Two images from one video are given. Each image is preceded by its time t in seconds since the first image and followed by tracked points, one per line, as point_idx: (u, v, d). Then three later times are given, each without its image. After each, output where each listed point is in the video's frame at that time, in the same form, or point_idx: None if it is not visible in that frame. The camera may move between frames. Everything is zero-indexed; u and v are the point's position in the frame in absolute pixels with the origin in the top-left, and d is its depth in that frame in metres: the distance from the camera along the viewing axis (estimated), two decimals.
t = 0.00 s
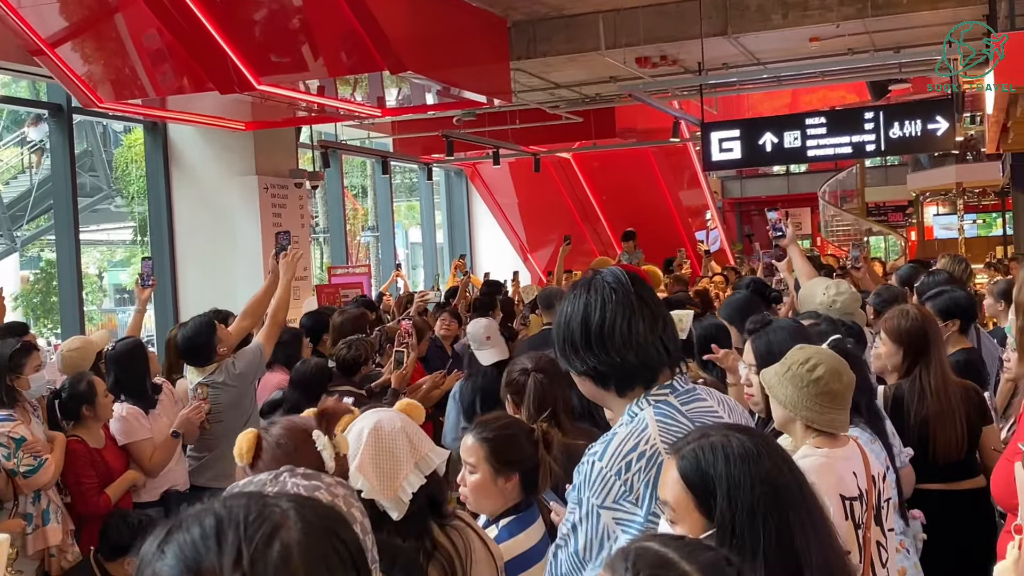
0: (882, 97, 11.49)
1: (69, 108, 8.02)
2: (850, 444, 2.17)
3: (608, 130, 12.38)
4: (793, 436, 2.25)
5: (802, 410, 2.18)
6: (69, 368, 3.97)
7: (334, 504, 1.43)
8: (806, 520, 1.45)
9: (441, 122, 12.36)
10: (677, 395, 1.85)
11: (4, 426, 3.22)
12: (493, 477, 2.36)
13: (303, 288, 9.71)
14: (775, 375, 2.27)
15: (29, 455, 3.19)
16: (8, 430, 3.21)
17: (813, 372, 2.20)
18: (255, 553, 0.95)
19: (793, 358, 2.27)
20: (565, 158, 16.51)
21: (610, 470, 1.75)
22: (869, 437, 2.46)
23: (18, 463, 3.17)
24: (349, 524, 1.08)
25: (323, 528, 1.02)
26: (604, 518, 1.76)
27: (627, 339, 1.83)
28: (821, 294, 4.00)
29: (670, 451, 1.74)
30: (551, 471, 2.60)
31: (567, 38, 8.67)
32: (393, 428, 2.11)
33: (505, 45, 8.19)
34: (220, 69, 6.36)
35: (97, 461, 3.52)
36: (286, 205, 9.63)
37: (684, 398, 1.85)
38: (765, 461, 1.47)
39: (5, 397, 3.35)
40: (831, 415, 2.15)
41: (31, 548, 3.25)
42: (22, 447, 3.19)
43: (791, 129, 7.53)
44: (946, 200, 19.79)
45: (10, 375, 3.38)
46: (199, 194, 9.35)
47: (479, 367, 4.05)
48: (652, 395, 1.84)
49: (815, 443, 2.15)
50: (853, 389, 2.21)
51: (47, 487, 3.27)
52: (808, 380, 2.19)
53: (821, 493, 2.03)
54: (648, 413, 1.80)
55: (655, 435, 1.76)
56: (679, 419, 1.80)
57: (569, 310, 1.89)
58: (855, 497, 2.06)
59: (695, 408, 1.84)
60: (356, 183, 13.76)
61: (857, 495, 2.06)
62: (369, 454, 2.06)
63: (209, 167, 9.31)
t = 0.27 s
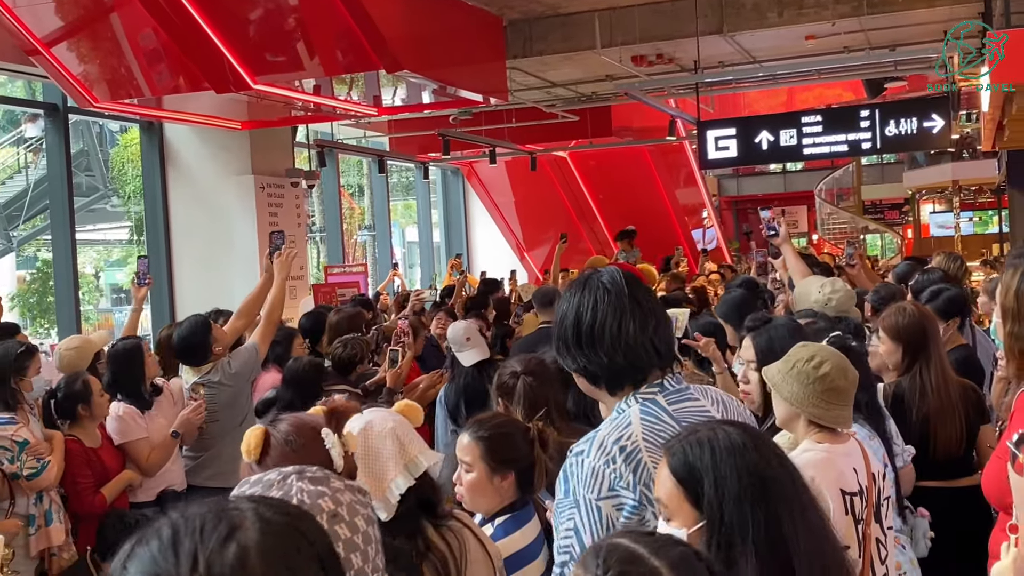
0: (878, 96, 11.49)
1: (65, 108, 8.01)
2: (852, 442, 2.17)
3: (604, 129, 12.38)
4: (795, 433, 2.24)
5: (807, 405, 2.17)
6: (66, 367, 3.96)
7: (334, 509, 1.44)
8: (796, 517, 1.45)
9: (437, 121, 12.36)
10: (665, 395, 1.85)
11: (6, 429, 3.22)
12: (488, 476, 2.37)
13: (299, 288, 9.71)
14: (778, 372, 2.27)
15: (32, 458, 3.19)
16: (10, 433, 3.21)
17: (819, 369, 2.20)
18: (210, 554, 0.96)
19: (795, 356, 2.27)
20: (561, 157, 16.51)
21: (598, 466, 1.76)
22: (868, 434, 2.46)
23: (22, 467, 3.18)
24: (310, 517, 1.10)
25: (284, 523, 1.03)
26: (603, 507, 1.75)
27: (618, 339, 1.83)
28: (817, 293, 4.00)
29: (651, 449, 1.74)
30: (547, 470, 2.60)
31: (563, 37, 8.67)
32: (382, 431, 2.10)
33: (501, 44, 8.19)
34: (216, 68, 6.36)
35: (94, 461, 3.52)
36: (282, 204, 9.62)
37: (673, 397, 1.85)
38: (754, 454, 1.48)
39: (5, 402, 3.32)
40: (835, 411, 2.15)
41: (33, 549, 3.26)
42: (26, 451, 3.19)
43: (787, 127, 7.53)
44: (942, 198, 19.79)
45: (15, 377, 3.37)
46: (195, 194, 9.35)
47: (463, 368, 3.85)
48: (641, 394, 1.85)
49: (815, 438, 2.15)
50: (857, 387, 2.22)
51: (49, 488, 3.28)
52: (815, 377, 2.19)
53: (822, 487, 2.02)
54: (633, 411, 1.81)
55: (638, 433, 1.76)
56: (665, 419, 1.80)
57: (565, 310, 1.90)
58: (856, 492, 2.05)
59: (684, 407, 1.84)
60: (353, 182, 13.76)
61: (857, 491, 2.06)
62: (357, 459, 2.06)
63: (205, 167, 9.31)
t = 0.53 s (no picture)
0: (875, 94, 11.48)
1: (61, 108, 8.01)
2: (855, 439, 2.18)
3: (601, 128, 12.38)
4: (797, 431, 2.24)
5: (811, 403, 2.17)
6: (67, 368, 3.96)
7: (339, 513, 1.43)
8: (775, 503, 1.41)
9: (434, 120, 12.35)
10: (653, 392, 1.85)
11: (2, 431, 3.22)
12: (485, 475, 2.37)
13: (296, 287, 9.70)
14: (781, 370, 2.26)
15: (27, 460, 3.18)
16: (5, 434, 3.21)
17: (823, 367, 2.21)
18: (156, 559, 0.94)
19: (797, 354, 2.27)
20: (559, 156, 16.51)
21: (576, 458, 1.79)
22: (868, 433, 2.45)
23: (16, 468, 3.16)
24: (274, 516, 1.07)
25: (236, 523, 1.00)
26: (583, 491, 1.78)
27: (611, 342, 1.83)
28: (813, 291, 4.00)
29: (631, 446, 1.77)
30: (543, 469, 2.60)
31: (560, 36, 8.67)
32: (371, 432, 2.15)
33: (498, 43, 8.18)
34: (213, 68, 6.36)
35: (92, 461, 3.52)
36: (280, 204, 9.62)
37: (660, 394, 1.86)
38: (728, 445, 1.44)
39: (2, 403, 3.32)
40: (840, 409, 2.16)
41: (28, 550, 3.28)
42: (20, 452, 3.18)
43: (784, 126, 7.53)
44: (939, 196, 19.80)
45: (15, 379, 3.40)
46: (192, 193, 9.34)
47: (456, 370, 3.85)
48: (629, 393, 1.85)
49: (821, 436, 2.15)
50: (860, 386, 2.23)
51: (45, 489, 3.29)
52: (818, 375, 2.19)
53: (825, 483, 2.02)
54: (619, 409, 1.83)
55: (620, 428, 1.79)
56: (651, 418, 1.81)
57: (559, 313, 1.90)
58: (857, 490, 2.05)
59: (672, 406, 1.85)
60: (350, 182, 13.75)
61: (859, 488, 2.06)
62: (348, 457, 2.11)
63: (202, 166, 9.30)
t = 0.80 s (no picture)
0: (872, 94, 11.49)
1: (59, 108, 8.01)
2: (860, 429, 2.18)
3: (599, 128, 12.38)
4: (806, 431, 2.23)
5: (817, 400, 2.17)
6: (67, 369, 3.96)
7: (333, 516, 1.42)
8: (766, 502, 1.39)
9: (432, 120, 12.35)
10: (644, 390, 1.85)
11: None
12: (482, 476, 2.37)
13: (294, 287, 9.70)
14: (778, 375, 2.26)
15: (21, 460, 3.18)
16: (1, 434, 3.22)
17: (817, 361, 2.21)
18: (139, 562, 0.95)
19: (790, 355, 2.26)
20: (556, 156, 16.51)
21: (574, 460, 1.81)
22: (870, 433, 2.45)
23: (11, 468, 3.17)
24: (265, 522, 1.07)
25: (219, 527, 0.99)
26: (589, 489, 1.79)
27: (602, 342, 1.83)
28: (810, 291, 4.01)
29: (624, 443, 1.78)
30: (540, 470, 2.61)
31: (558, 36, 8.68)
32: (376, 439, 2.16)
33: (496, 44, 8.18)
34: (211, 69, 6.36)
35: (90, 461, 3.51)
36: (277, 205, 9.61)
37: (652, 391, 1.86)
38: (721, 445, 1.43)
39: None
40: (844, 399, 2.17)
41: (23, 552, 3.30)
42: (14, 452, 3.18)
43: (782, 125, 7.54)
44: (937, 196, 19.81)
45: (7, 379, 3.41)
46: (190, 194, 9.34)
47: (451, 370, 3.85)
48: (619, 392, 1.86)
49: (830, 434, 2.15)
50: (855, 375, 2.24)
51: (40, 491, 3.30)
52: (816, 370, 2.19)
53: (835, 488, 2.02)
54: (609, 409, 1.83)
55: (610, 426, 1.80)
56: (640, 415, 1.81)
57: (549, 315, 1.90)
58: (865, 494, 2.06)
59: (664, 403, 1.85)
60: (348, 182, 13.75)
61: (866, 492, 2.06)
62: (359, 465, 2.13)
63: (200, 167, 9.30)
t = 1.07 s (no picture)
0: (871, 94, 11.49)
1: (57, 108, 8.00)
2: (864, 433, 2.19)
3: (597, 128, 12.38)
4: (810, 432, 2.24)
5: (823, 403, 2.18)
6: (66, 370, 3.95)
7: (311, 520, 1.38)
8: (755, 502, 1.31)
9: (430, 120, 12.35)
10: (644, 390, 1.84)
11: None
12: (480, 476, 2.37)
13: (292, 287, 9.69)
14: (784, 376, 2.26)
15: (16, 460, 3.18)
16: None
17: (825, 364, 2.21)
18: (147, 558, 0.95)
19: (796, 356, 2.26)
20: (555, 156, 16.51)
21: (571, 456, 1.80)
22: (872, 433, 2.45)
23: (7, 467, 3.16)
24: (257, 517, 1.06)
25: (225, 523, 0.99)
26: (587, 487, 1.78)
27: (611, 329, 1.85)
28: (807, 291, 4.01)
29: (623, 442, 1.77)
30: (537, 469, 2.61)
31: (557, 36, 8.68)
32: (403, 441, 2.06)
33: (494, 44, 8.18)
34: (209, 69, 6.36)
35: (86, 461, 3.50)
36: (275, 205, 9.61)
37: (652, 391, 1.85)
38: (708, 445, 1.36)
39: None
40: (850, 403, 2.18)
41: (18, 552, 3.30)
42: (9, 452, 3.17)
43: (781, 126, 7.54)
44: (935, 196, 19.83)
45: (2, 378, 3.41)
46: (188, 194, 9.34)
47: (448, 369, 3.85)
48: (620, 390, 1.85)
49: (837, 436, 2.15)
50: (861, 379, 2.24)
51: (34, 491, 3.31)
52: (823, 373, 2.20)
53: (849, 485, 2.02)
54: (611, 408, 1.82)
55: (611, 425, 1.79)
56: (641, 415, 1.80)
57: (555, 309, 1.91)
58: (873, 494, 2.06)
59: (665, 404, 1.84)
60: (347, 182, 13.76)
61: (874, 491, 2.06)
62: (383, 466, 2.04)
63: (198, 167, 9.30)
